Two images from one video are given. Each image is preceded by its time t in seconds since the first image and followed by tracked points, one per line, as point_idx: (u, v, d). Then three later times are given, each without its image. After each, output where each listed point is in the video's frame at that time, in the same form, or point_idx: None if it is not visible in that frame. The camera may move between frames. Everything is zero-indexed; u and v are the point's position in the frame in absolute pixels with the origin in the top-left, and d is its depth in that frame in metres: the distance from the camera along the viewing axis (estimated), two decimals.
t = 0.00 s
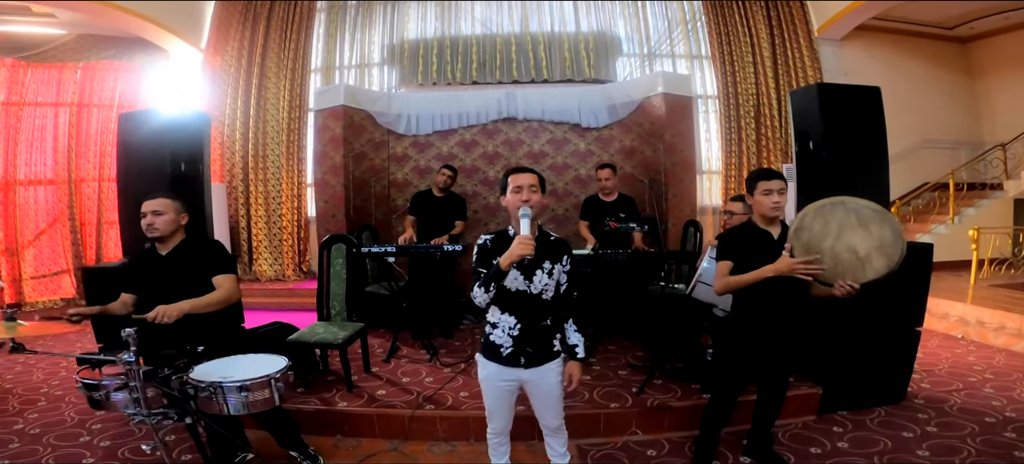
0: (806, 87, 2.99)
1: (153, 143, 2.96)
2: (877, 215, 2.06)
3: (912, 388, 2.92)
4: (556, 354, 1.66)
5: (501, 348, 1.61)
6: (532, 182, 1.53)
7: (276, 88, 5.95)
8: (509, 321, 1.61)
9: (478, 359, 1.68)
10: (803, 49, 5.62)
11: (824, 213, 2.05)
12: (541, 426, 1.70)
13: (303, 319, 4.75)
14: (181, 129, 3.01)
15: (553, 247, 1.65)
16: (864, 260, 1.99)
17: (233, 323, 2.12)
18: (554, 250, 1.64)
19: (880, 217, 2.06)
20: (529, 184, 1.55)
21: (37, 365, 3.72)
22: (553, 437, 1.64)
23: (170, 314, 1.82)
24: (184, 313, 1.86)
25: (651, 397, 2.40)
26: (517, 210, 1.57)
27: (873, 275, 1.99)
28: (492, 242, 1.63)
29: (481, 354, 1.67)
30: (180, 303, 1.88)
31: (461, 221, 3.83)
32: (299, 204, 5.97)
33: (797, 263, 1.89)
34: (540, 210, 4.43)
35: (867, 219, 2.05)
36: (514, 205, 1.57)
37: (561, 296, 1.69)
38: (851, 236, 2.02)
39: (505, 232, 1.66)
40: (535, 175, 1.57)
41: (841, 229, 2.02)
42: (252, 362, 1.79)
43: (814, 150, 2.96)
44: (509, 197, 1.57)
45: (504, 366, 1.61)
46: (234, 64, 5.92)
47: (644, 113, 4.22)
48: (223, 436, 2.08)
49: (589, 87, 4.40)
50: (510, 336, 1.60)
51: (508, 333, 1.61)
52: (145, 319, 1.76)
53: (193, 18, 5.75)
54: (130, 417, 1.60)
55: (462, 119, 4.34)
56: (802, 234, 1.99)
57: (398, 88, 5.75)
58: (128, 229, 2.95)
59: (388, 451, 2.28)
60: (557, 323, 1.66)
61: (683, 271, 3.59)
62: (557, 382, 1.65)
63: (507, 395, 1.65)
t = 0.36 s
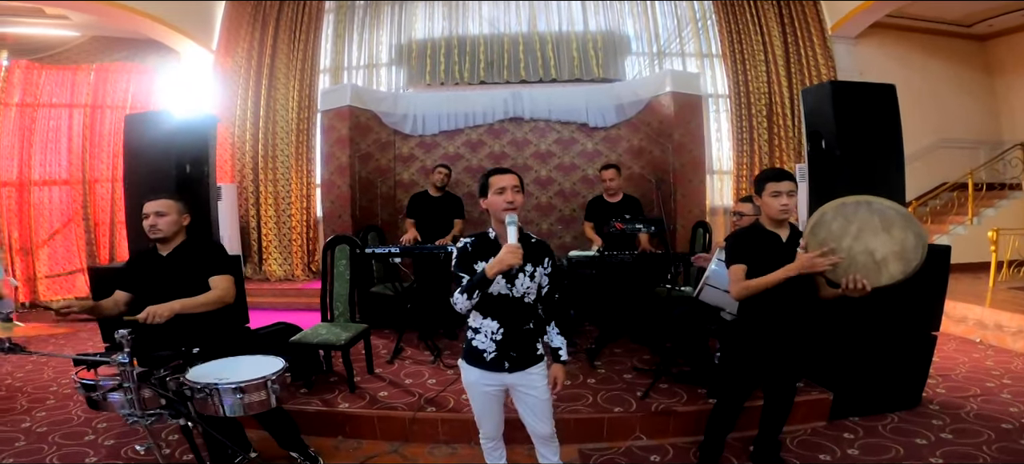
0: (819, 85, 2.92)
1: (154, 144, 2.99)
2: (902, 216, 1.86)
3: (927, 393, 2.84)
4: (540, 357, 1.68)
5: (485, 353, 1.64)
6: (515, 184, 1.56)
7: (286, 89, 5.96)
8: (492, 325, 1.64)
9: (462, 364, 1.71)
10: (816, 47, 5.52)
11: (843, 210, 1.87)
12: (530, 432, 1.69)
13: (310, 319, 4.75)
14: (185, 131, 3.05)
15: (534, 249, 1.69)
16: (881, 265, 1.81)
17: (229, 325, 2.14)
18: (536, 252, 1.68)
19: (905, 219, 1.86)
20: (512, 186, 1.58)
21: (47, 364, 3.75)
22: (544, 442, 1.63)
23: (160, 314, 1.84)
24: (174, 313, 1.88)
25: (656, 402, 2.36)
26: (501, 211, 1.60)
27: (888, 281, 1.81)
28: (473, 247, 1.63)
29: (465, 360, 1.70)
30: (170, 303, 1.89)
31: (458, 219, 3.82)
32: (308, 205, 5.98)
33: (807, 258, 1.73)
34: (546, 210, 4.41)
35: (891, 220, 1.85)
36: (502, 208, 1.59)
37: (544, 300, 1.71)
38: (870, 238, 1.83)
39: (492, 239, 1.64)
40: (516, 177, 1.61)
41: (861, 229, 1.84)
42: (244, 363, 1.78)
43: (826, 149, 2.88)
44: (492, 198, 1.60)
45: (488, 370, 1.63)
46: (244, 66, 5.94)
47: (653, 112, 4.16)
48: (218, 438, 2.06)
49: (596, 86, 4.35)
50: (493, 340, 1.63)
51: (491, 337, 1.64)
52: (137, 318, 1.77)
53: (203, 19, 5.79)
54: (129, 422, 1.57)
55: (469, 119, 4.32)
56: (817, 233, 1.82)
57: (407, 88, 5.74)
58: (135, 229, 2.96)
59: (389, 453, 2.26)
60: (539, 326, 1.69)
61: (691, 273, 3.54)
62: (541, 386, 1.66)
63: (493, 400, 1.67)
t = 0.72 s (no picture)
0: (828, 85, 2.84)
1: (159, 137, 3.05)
2: (917, 220, 1.76)
3: (939, 397, 2.77)
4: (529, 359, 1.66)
5: (472, 355, 1.62)
6: (497, 182, 1.58)
7: (294, 89, 5.97)
8: (478, 328, 1.62)
9: (450, 367, 1.70)
10: (829, 45, 5.42)
11: (855, 215, 1.80)
12: (521, 435, 1.67)
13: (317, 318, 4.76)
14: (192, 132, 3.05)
15: (519, 248, 1.68)
16: (895, 271, 1.72)
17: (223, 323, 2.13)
18: (520, 251, 1.67)
19: (920, 224, 1.76)
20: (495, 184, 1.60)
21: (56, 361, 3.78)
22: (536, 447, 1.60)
23: (146, 312, 1.82)
24: (162, 312, 1.86)
25: (657, 405, 2.31)
26: (486, 212, 1.59)
27: (903, 289, 1.72)
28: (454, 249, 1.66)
29: (451, 362, 1.68)
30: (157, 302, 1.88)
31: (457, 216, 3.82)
32: (316, 204, 6.00)
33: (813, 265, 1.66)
34: (552, 210, 4.38)
35: (906, 224, 1.76)
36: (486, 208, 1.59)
37: (531, 301, 1.69)
38: (883, 243, 1.74)
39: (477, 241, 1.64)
40: (496, 176, 1.63)
41: (873, 234, 1.76)
42: (237, 363, 1.79)
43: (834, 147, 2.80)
44: (475, 197, 1.62)
45: (476, 373, 1.62)
46: (253, 66, 5.97)
47: (659, 110, 4.11)
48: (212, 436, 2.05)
49: (603, 85, 4.31)
50: (480, 342, 1.62)
51: (478, 339, 1.62)
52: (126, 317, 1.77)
53: (213, 20, 5.83)
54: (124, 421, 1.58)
55: (474, 119, 4.31)
56: (827, 238, 1.74)
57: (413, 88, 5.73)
58: (140, 228, 2.97)
59: (387, 453, 2.25)
60: (526, 328, 1.67)
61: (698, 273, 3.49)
62: (530, 387, 1.64)
63: (484, 404, 1.67)
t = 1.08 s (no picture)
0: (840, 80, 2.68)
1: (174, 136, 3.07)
2: (914, 212, 1.67)
3: (956, 403, 2.68)
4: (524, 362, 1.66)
5: (464, 356, 1.65)
6: (481, 183, 1.60)
7: (307, 90, 6.02)
8: (469, 329, 1.65)
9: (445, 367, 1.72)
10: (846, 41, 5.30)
11: (846, 209, 1.72)
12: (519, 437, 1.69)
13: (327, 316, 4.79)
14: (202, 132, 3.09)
15: (513, 247, 1.65)
16: (893, 268, 1.66)
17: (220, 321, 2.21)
18: (513, 250, 1.65)
19: (918, 214, 1.67)
20: (478, 185, 1.61)
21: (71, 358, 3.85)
22: (535, 452, 1.63)
23: (140, 309, 1.89)
24: (156, 308, 1.95)
25: (659, 409, 2.26)
26: (470, 213, 1.61)
27: (904, 284, 1.67)
28: (451, 248, 1.69)
29: (446, 362, 1.71)
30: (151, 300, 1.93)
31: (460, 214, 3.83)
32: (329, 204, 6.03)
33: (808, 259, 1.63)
34: (560, 210, 4.36)
35: (902, 217, 1.68)
36: (467, 208, 1.62)
37: (527, 301, 1.67)
38: (878, 239, 1.68)
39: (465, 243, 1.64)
40: (482, 176, 1.64)
41: (867, 230, 1.69)
42: (234, 360, 1.84)
43: (847, 145, 2.65)
44: (458, 200, 1.63)
45: (468, 375, 1.64)
46: (267, 67, 6.03)
47: (668, 109, 4.04)
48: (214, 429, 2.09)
49: (611, 84, 4.28)
50: (471, 344, 1.64)
51: (469, 340, 1.65)
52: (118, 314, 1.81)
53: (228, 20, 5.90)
54: (116, 417, 1.59)
55: (481, 118, 4.29)
56: (816, 238, 1.69)
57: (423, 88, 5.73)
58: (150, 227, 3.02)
59: (385, 452, 2.25)
60: (521, 330, 1.67)
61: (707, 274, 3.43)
62: (522, 390, 1.64)
63: (477, 404, 1.69)
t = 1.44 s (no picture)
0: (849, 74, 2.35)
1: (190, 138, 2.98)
2: (925, 211, 1.61)
3: (977, 411, 2.58)
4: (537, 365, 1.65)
5: (476, 356, 1.66)
6: (480, 184, 1.60)
7: (323, 91, 6.10)
8: (481, 329, 1.66)
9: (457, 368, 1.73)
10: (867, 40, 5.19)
11: (854, 207, 1.67)
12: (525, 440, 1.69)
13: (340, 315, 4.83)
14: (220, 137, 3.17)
15: (524, 245, 1.66)
16: (902, 270, 1.60)
17: (229, 314, 2.30)
18: (524, 248, 1.66)
19: (929, 214, 1.61)
20: (478, 185, 1.62)
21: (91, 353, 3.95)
22: (534, 451, 1.62)
23: (149, 308, 1.99)
24: (162, 308, 2.03)
25: (664, 412, 2.21)
26: (472, 213, 1.66)
27: (913, 288, 1.61)
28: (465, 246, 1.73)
29: (459, 362, 1.73)
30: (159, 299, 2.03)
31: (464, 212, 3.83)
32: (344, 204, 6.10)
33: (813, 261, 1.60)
34: (571, 210, 4.33)
35: (912, 216, 1.62)
36: (468, 207, 1.66)
37: (540, 301, 1.67)
38: (887, 239, 1.62)
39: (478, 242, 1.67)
40: (486, 174, 1.64)
41: (875, 229, 1.64)
42: (236, 358, 1.88)
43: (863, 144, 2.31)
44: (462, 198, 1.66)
45: (480, 375, 1.65)
46: (285, 68, 6.12)
47: (680, 108, 3.99)
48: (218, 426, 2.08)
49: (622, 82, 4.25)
50: (482, 344, 1.65)
51: (480, 341, 1.66)
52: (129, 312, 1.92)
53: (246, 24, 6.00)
54: (117, 411, 1.64)
55: (492, 118, 4.30)
56: (822, 236, 1.64)
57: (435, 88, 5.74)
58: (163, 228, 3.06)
59: (386, 451, 2.26)
60: (533, 331, 1.67)
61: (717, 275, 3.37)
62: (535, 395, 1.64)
63: (486, 407, 1.69)
